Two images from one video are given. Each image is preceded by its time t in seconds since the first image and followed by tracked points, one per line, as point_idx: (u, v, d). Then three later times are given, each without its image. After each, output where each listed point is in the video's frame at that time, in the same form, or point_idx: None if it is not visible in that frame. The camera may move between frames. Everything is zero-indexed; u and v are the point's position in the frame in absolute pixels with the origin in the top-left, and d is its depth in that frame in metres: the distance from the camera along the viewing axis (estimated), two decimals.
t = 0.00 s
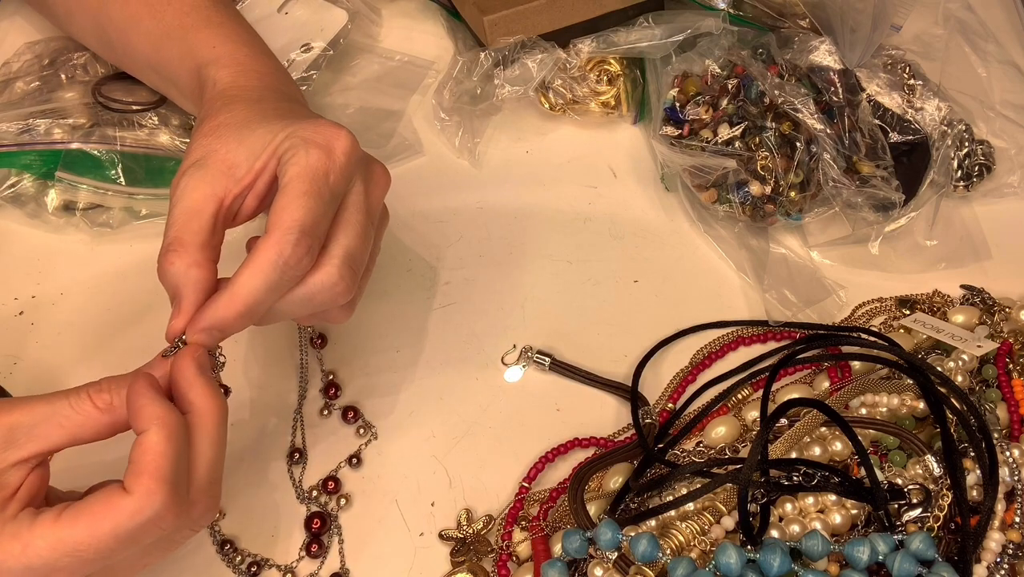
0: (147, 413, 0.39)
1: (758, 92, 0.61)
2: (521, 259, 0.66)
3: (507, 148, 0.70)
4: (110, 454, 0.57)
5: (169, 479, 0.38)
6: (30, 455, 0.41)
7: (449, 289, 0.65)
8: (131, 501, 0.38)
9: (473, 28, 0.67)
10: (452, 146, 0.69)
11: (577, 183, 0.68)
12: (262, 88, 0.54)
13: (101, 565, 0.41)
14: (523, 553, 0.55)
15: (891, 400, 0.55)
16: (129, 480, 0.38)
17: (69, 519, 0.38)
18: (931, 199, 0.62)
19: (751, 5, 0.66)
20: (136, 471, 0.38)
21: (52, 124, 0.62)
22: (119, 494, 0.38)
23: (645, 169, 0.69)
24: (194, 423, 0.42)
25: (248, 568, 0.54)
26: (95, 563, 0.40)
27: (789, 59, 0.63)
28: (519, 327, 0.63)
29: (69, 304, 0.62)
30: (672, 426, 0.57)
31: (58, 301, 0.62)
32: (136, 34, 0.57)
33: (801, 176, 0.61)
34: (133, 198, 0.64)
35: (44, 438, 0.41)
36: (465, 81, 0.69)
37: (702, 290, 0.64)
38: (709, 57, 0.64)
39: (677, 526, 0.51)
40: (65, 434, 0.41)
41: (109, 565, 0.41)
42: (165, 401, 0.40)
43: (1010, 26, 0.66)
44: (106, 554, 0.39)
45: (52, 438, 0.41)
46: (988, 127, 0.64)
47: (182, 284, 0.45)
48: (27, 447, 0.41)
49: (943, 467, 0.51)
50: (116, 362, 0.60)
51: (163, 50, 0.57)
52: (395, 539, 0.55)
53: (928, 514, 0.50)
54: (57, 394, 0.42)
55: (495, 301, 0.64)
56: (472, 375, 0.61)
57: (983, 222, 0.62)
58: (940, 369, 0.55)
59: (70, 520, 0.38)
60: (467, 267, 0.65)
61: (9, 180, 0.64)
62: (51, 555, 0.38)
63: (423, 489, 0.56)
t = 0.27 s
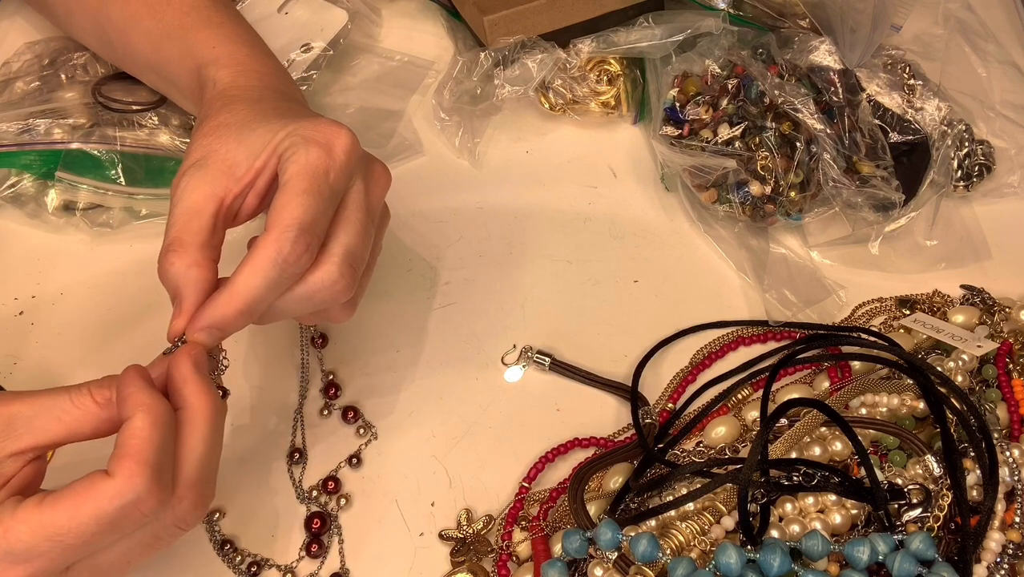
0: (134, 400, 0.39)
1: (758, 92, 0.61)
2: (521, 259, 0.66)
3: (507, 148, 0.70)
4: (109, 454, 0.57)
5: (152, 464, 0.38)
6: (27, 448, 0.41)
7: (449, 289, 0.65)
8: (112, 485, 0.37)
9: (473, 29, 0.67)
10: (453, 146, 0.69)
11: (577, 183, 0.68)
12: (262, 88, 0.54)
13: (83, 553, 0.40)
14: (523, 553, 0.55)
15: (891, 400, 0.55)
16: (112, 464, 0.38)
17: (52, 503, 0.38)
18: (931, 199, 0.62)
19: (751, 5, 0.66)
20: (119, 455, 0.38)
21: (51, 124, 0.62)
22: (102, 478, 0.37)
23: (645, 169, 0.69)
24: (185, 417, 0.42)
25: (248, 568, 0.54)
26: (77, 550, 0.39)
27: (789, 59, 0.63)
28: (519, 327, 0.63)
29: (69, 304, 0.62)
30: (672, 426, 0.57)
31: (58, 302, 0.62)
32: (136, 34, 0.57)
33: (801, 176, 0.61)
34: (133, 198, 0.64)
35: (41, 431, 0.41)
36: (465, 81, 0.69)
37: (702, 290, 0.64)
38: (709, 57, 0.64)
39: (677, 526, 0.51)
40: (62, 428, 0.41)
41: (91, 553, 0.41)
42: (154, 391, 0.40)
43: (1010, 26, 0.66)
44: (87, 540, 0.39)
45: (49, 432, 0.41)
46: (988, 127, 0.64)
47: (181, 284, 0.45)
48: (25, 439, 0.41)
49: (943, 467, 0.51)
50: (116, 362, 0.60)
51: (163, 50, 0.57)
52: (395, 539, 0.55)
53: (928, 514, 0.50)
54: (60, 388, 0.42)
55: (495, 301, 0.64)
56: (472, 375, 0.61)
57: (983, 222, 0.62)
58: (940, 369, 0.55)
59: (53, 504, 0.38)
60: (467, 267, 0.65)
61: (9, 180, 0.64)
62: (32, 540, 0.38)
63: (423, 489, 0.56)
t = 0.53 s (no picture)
0: (132, 399, 0.39)
1: (758, 92, 0.61)
2: (520, 259, 0.66)
3: (507, 148, 0.70)
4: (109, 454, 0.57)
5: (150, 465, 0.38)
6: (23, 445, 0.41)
7: (449, 289, 0.65)
8: (111, 483, 0.37)
9: (473, 28, 0.67)
10: (452, 146, 0.69)
11: (577, 183, 0.68)
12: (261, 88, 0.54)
13: (82, 551, 0.40)
14: (523, 554, 0.55)
15: (891, 400, 0.56)
16: (110, 463, 0.38)
17: (49, 502, 0.38)
18: (931, 199, 0.62)
19: (751, 5, 0.66)
20: (117, 453, 0.38)
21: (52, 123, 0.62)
22: (99, 477, 0.37)
23: (645, 169, 0.69)
24: (182, 418, 0.42)
25: (248, 568, 0.54)
26: (76, 549, 0.39)
27: (789, 59, 0.63)
28: (519, 327, 0.63)
29: (69, 304, 0.62)
30: (672, 426, 0.57)
31: (58, 302, 0.62)
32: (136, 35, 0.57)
33: (801, 176, 0.61)
34: (133, 198, 0.64)
35: (37, 429, 0.41)
36: (465, 81, 0.69)
37: (702, 290, 0.64)
38: (709, 57, 0.64)
39: (677, 526, 0.51)
40: (58, 426, 0.41)
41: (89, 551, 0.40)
42: (152, 389, 0.40)
43: (1010, 26, 0.66)
44: (85, 538, 0.39)
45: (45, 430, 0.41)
46: (988, 127, 0.64)
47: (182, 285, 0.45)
48: (22, 437, 0.41)
49: (943, 467, 0.51)
50: (116, 362, 0.60)
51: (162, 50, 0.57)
52: (395, 539, 0.55)
53: (928, 514, 0.50)
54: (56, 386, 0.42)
55: (494, 301, 0.64)
56: (472, 375, 0.61)
57: (983, 222, 0.62)
58: (940, 369, 0.55)
59: (50, 503, 0.38)
60: (467, 267, 0.65)
61: (8, 180, 0.64)
62: (29, 539, 0.38)
63: (423, 489, 0.57)
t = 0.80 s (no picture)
0: (124, 386, 0.38)
1: (758, 92, 0.61)
2: (521, 259, 0.65)
3: (507, 148, 0.70)
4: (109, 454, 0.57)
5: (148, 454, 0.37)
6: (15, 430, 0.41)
7: (449, 289, 0.64)
8: (111, 475, 0.37)
9: (473, 28, 0.67)
10: (453, 146, 0.69)
11: (577, 183, 0.68)
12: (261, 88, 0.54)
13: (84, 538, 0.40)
14: (523, 554, 0.55)
15: (891, 400, 0.56)
16: (107, 455, 0.37)
17: (49, 493, 0.38)
18: (930, 199, 0.62)
19: (751, 5, 0.66)
20: (114, 445, 0.37)
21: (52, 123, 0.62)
22: (98, 468, 0.37)
23: (645, 168, 0.69)
24: (177, 399, 0.40)
25: (248, 568, 0.54)
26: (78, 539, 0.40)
27: (789, 59, 0.63)
28: (519, 327, 0.63)
29: (69, 304, 0.62)
30: (672, 426, 0.57)
31: (59, 303, 0.62)
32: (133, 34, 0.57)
33: (801, 176, 0.61)
34: (133, 199, 0.64)
35: (31, 416, 0.41)
36: (465, 81, 0.69)
37: (702, 290, 0.64)
38: (709, 57, 0.64)
39: (677, 526, 0.51)
40: (48, 411, 0.41)
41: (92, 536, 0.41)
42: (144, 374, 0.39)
43: (1010, 26, 0.66)
44: (87, 529, 0.39)
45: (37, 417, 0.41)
46: (988, 127, 0.64)
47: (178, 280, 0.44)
48: (15, 422, 0.41)
49: (943, 467, 0.51)
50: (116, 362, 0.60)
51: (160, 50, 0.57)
52: (395, 539, 0.55)
53: (928, 514, 0.50)
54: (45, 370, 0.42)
55: (495, 301, 0.64)
56: (472, 375, 0.61)
57: (983, 222, 0.62)
58: (940, 369, 0.55)
59: (49, 494, 0.38)
60: (467, 267, 0.65)
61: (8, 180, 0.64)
62: (29, 531, 0.38)
63: (423, 490, 0.56)
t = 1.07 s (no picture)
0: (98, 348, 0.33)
1: (758, 92, 0.61)
2: (520, 259, 0.66)
3: (507, 148, 0.70)
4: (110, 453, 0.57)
5: (123, 424, 0.32)
6: None
7: (449, 289, 0.64)
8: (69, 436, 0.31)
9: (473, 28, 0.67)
10: (452, 145, 0.69)
11: (577, 182, 0.68)
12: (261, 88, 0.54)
13: None
14: (523, 553, 0.55)
15: (891, 400, 0.56)
16: (69, 414, 0.31)
17: None
18: (930, 199, 0.62)
19: (751, 5, 0.66)
20: (78, 404, 0.31)
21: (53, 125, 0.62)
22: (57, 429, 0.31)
23: (645, 168, 0.69)
24: (151, 370, 0.35)
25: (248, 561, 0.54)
26: None
27: (789, 59, 0.63)
28: (519, 327, 0.63)
29: (70, 305, 0.62)
30: (672, 426, 0.57)
31: (60, 303, 0.62)
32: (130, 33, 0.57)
33: (801, 176, 0.61)
34: (133, 200, 0.64)
35: None
36: (465, 81, 0.69)
37: (702, 290, 0.64)
38: (709, 57, 0.64)
39: (678, 526, 0.51)
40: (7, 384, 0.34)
41: None
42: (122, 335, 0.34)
43: (1010, 26, 0.66)
44: None
45: None
46: (988, 127, 0.64)
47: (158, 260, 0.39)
48: None
49: (943, 467, 0.51)
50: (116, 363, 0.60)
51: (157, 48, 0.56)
52: (394, 539, 0.55)
53: (928, 514, 0.50)
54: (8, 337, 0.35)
55: (495, 301, 0.64)
56: (472, 375, 0.61)
57: (983, 222, 0.62)
58: (940, 369, 0.55)
59: None
60: (467, 267, 0.65)
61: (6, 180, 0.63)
62: None
63: (423, 489, 0.56)
